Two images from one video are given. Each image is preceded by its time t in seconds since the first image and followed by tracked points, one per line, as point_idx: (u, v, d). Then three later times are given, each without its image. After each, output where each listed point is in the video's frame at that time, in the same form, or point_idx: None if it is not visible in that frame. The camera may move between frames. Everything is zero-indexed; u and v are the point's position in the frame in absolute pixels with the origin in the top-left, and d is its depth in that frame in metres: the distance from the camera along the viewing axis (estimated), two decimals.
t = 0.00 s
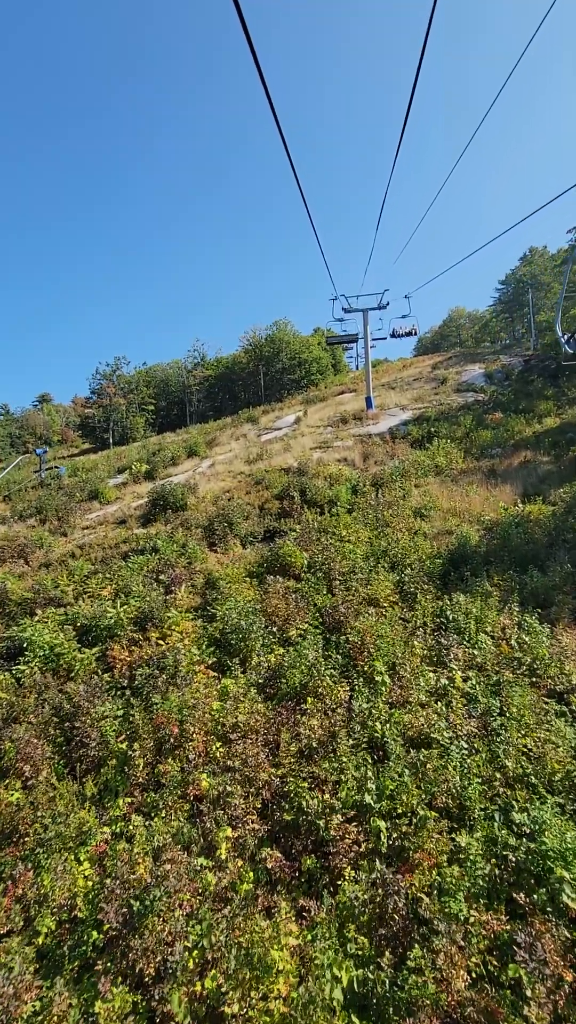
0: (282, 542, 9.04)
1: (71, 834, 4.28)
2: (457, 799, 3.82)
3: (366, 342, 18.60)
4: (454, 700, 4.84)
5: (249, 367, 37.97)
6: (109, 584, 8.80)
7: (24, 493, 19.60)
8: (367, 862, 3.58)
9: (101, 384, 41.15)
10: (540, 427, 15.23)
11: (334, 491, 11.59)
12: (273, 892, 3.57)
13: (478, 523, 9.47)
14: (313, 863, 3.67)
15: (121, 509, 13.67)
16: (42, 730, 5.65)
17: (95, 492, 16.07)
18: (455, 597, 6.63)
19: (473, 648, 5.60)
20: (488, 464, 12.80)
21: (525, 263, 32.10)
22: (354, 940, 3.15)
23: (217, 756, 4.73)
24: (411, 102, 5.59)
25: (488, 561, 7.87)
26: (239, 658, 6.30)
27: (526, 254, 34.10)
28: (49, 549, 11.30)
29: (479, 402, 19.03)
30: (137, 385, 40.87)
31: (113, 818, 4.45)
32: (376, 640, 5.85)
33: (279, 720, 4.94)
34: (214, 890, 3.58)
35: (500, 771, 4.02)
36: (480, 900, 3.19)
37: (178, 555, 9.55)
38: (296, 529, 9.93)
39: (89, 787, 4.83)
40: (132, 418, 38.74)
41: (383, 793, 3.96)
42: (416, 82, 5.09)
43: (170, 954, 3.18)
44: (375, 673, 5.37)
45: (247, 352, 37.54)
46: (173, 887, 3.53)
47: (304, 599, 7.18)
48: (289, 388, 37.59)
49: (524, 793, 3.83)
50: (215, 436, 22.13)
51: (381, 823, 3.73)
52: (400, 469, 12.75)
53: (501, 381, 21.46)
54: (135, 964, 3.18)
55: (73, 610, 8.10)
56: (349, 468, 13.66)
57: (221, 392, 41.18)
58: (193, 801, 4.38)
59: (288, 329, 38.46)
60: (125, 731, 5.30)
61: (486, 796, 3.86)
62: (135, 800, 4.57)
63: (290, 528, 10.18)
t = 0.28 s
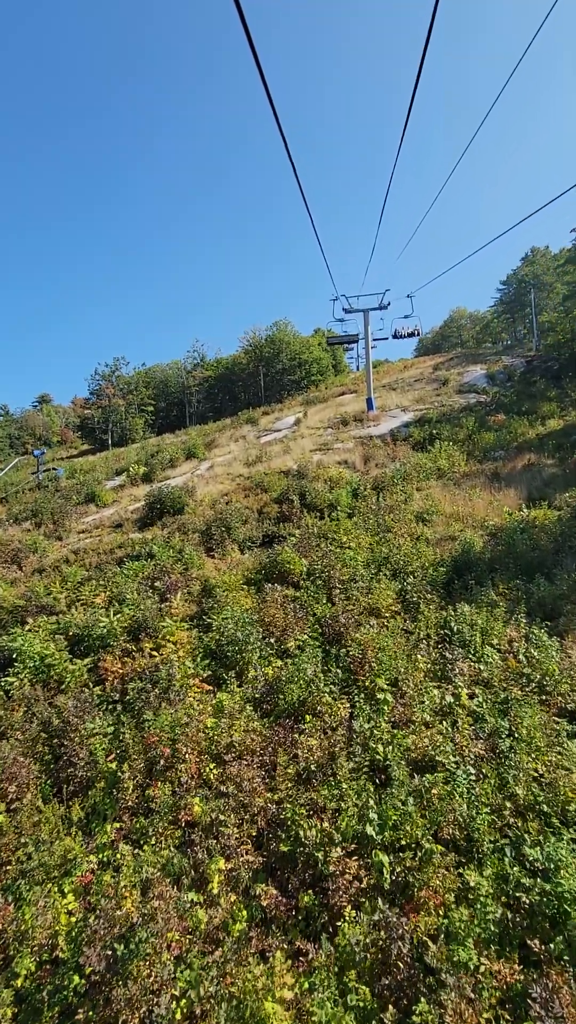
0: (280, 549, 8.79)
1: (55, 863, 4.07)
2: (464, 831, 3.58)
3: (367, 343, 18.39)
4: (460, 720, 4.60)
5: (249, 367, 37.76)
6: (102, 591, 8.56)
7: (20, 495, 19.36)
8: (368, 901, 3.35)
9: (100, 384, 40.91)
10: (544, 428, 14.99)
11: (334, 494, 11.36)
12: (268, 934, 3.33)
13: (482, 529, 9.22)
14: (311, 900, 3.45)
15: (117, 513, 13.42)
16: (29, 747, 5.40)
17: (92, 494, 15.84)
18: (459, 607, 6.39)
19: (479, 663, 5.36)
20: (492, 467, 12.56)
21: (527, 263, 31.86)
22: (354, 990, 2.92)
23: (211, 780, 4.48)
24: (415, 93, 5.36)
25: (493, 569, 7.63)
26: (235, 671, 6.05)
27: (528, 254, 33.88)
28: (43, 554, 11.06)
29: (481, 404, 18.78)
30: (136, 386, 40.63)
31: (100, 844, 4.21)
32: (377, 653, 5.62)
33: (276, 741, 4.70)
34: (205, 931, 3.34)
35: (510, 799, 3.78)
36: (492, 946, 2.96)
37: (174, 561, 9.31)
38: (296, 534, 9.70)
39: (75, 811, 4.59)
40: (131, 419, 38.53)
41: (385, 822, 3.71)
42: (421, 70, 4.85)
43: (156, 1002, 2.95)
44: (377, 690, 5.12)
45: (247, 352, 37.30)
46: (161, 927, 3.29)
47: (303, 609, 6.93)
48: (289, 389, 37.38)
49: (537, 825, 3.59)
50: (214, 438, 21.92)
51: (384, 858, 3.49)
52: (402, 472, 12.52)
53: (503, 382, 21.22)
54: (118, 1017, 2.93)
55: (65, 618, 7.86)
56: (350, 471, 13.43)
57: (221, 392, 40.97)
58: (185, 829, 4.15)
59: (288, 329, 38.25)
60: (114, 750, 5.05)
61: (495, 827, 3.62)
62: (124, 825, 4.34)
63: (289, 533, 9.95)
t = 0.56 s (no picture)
0: (278, 553, 8.55)
1: (36, 895, 3.83)
2: (471, 864, 3.36)
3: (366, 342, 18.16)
4: (465, 740, 4.37)
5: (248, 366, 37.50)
6: (94, 598, 8.31)
7: (15, 496, 19.07)
8: (369, 944, 3.12)
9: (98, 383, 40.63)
10: (546, 429, 14.77)
11: (333, 496, 11.12)
12: (261, 980, 3.10)
13: (485, 533, 8.98)
14: (307, 941, 3.21)
15: (112, 515, 13.16)
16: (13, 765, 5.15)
17: (87, 496, 15.58)
18: (463, 617, 6.15)
19: (484, 677, 5.12)
20: (494, 468, 12.34)
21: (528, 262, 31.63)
22: None
23: (203, 804, 4.24)
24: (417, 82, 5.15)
25: (497, 575, 7.40)
26: (230, 684, 5.81)
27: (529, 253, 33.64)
28: (35, 558, 10.80)
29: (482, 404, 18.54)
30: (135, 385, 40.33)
31: (83, 873, 3.97)
32: (378, 666, 5.38)
33: (271, 762, 4.46)
34: (194, 975, 3.12)
35: (519, 829, 3.56)
36: (503, 998, 2.73)
37: (169, 566, 9.06)
38: (294, 537, 9.46)
39: (59, 836, 4.34)
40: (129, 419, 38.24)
41: (387, 854, 3.47)
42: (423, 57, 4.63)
43: None
44: (378, 706, 4.88)
45: (246, 351, 37.03)
46: (144, 974, 3.07)
47: (301, 618, 6.68)
48: (289, 388, 37.11)
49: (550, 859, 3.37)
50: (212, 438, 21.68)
51: (386, 895, 3.25)
52: (402, 473, 12.29)
53: (505, 382, 21.00)
54: None
55: (55, 626, 7.60)
56: (349, 472, 13.20)
57: (220, 392, 40.71)
58: (174, 857, 3.91)
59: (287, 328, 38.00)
60: (102, 769, 4.80)
61: (505, 861, 3.40)
62: (110, 852, 4.09)
63: (287, 537, 9.71)
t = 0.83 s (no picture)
0: (274, 561, 8.28)
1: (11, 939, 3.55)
2: (481, 910, 3.10)
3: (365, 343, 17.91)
4: (471, 768, 4.09)
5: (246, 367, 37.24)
6: (84, 608, 8.03)
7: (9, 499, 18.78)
8: (371, 1003, 2.88)
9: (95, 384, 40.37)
10: (548, 431, 14.52)
11: (331, 501, 10.86)
12: None
13: (488, 540, 8.71)
14: (303, 998, 2.96)
15: (106, 519, 12.89)
16: None
17: (81, 499, 15.29)
18: (467, 630, 5.88)
19: (490, 697, 4.86)
20: (496, 472, 12.08)
21: (528, 262, 31.41)
22: None
23: (191, 837, 3.96)
24: (419, 66, 4.88)
25: (501, 584, 7.14)
26: (223, 702, 5.53)
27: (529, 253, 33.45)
28: (26, 564, 10.52)
29: (483, 406, 18.29)
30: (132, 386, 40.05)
31: (63, 914, 3.70)
32: (378, 683, 5.11)
33: (265, 791, 4.19)
34: None
35: (532, 870, 3.31)
36: None
37: (162, 574, 8.79)
38: (291, 544, 9.20)
39: (39, 871, 4.06)
40: (126, 420, 37.95)
41: (389, 896, 3.20)
42: (426, 36, 4.38)
43: None
44: (378, 729, 4.61)
45: (244, 352, 36.77)
46: None
47: (298, 630, 6.41)
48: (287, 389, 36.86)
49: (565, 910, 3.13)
50: (209, 439, 21.44)
51: (388, 946, 3.00)
52: (402, 477, 12.03)
53: (505, 383, 20.76)
54: None
55: (43, 638, 7.32)
56: (348, 475, 12.95)
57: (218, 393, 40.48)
58: (160, 898, 3.65)
59: (285, 329, 37.76)
60: (85, 796, 4.51)
61: (517, 908, 3.15)
62: (93, 890, 3.84)
63: (284, 543, 9.44)
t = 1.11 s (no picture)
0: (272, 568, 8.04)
1: None
2: (492, 959, 2.87)
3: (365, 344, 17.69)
4: (479, 796, 3.86)
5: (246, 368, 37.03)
6: (76, 617, 7.79)
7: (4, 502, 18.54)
8: None
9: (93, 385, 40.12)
10: (551, 433, 14.31)
11: (331, 505, 10.63)
12: None
13: (492, 546, 8.48)
14: None
15: (101, 523, 12.63)
16: None
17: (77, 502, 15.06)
18: (472, 643, 5.63)
19: (497, 716, 4.63)
20: (499, 475, 11.86)
21: (529, 262, 31.23)
22: None
23: (182, 871, 3.74)
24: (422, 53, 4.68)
25: (506, 593, 6.92)
26: (217, 719, 5.29)
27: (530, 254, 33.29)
28: (18, 570, 10.27)
29: (484, 407, 18.07)
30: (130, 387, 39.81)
31: (43, 956, 3.45)
32: (379, 701, 4.87)
33: (260, 820, 3.95)
34: None
35: (547, 913, 3.07)
36: None
37: (157, 581, 8.55)
38: (289, 550, 8.97)
39: (19, 907, 3.82)
40: (124, 421, 37.70)
41: (392, 943, 2.96)
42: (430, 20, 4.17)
43: None
44: (380, 751, 4.37)
45: (243, 353, 36.55)
46: None
47: (296, 643, 6.17)
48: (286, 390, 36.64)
49: None
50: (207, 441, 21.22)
51: (392, 1001, 2.78)
52: (403, 480, 11.80)
53: (507, 385, 20.56)
54: None
55: (32, 649, 7.07)
56: (347, 479, 12.72)
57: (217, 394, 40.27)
58: (147, 939, 3.41)
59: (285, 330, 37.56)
60: (71, 823, 4.27)
61: (532, 956, 2.90)
62: (75, 929, 3.60)
63: (282, 550, 9.21)
